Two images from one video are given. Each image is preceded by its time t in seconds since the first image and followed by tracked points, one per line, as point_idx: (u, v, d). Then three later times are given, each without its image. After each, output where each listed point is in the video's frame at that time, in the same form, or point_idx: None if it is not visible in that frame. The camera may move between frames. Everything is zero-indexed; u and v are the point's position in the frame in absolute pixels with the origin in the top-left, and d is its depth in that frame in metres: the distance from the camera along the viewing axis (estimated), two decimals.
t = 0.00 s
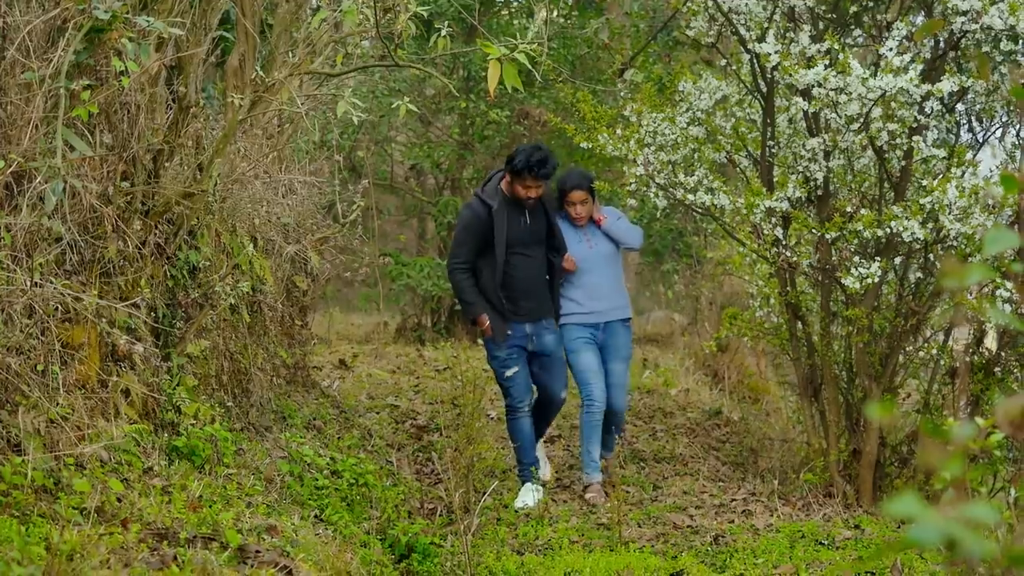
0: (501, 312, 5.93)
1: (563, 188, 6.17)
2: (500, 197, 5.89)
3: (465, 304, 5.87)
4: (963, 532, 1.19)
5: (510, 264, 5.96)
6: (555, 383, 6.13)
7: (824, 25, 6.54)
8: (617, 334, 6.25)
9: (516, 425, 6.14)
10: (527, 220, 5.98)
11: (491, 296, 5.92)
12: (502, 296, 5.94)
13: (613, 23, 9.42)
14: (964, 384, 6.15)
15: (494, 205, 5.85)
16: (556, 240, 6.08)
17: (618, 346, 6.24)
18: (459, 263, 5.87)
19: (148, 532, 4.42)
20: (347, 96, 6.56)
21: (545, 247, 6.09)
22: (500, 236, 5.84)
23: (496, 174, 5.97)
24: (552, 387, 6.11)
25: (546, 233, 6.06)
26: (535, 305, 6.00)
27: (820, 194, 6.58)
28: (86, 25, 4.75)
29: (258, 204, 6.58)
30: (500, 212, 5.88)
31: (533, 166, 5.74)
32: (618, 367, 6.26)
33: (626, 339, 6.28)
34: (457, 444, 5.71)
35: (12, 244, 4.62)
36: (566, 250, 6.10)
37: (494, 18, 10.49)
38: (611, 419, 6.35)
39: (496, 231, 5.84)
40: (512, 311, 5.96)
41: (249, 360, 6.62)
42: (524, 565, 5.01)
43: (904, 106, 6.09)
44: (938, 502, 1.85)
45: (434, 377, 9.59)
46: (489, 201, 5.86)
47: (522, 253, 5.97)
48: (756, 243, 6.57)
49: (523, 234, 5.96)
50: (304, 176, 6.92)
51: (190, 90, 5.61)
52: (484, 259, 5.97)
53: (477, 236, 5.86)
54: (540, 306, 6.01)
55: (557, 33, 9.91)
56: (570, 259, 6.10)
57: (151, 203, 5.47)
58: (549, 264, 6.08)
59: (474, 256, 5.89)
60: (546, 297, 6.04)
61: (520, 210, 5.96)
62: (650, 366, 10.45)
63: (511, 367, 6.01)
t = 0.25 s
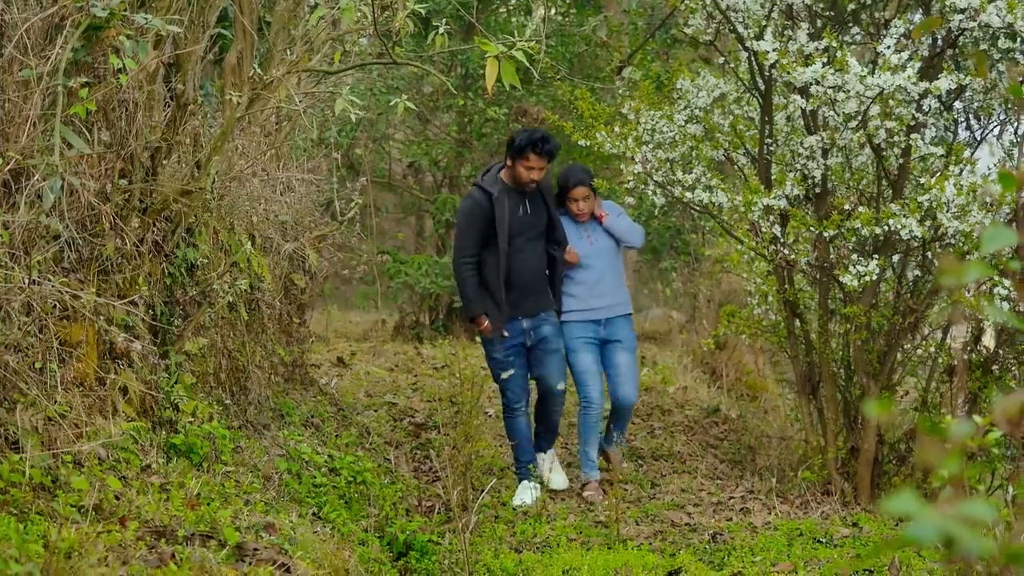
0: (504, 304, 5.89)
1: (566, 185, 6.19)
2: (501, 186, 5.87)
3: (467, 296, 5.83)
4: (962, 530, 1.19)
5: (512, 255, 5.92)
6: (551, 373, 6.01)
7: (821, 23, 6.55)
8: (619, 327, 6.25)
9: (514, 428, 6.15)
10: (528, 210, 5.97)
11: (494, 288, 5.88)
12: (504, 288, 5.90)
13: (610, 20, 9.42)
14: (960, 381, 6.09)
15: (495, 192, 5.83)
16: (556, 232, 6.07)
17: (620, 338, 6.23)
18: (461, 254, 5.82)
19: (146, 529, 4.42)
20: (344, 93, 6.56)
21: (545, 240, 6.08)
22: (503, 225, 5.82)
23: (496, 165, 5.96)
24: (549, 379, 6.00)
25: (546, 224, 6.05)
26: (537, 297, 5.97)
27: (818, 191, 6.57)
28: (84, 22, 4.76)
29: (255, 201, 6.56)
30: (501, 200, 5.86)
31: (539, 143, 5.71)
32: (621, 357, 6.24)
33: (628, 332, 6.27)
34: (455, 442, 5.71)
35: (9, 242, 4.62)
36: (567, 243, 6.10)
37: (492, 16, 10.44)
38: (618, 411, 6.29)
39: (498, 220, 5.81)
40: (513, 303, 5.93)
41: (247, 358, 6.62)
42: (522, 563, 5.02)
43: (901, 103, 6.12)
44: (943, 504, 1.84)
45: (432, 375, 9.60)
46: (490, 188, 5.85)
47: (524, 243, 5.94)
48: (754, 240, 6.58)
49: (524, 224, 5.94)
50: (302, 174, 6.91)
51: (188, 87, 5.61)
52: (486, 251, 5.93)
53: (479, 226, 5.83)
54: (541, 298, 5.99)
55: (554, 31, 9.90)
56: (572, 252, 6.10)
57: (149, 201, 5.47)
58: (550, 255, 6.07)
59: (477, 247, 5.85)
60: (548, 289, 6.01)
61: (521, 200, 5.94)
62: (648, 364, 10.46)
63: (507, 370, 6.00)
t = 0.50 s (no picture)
0: (507, 301, 5.87)
1: (570, 179, 6.17)
2: (502, 182, 5.87)
3: (470, 294, 5.81)
4: (959, 527, 1.20)
5: (515, 252, 5.91)
6: (546, 370, 5.98)
7: (820, 21, 6.56)
8: (621, 321, 6.23)
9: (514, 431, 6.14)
10: (530, 206, 5.96)
11: (497, 286, 5.86)
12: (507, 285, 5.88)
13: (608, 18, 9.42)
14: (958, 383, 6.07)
15: (496, 188, 5.83)
16: (558, 228, 6.06)
17: (623, 331, 6.21)
18: (463, 251, 5.82)
19: (144, 527, 4.42)
20: (343, 91, 6.56)
21: (547, 236, 6.07)
22: (504, 221, 5.81)
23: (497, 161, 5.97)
24: (544, 376, 5.98)
25: (548, 221, 6.04)
26: (541, 294, 5.94)
27: (816, 189, 6.58)
28: (82, 20, 4.76)
29: (253, 199, 6.56)
30: (502, 196, 5.85)
31: (542, 130, 5.76)
32: (624, 350, 6.21)
33: (632, 326, 6.25)
34: (453, 440, 5.71)
35: (7, 239, 4.61)
36: (569, 240, 6.09)
37: (490, 13, 10.45)
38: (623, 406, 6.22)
39: (500, 215, 5.81)
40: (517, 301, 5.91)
41: (246, 355, 6.62)
42: (520, 560, 5.02)
43: (899, 101, 6.10)
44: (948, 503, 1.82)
45: (430, 372, 9.60)
46: (491, 184, 5.85)
47: (526, 239, 5.93)
48: (752, 238, 6.59)
49: (527, 220, 5.93)
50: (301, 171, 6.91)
51: (186, 85, 5.61)
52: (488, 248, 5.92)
53: (481, 222, 5.83)
54: (545, 295, 5.96)
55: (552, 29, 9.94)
56: (574, 249, 6.09)
57: (147, 198, 5.47)
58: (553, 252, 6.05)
59: (479, 244, 5.84)
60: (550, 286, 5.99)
61: (523, 196, 5.94)
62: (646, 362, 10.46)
63: (507, 370, 5.97)
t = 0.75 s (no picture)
0: (512, 305, 5.85)
1: (578, 179, 6.13)
2: (506, 184, 5.87)
3: (474, 297, 5.76)
4: (958, 525, 1.20)
5: (519, 255, 5.89)
6: (544, 374, 6.02)
7: (819, 20, 6.56)
8: (627, 325, 6.19)
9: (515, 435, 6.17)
10: (534, 210, 5.96)
11: (501, 289, 5.83)
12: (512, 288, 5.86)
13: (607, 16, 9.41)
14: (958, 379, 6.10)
15: (500, 190, 5.83)
16: (562, 232, 6.05)
17: (628, 336, 6.18)
18: (467, 253, 5.79)
19: (143, 526, 4.41)
20: (342, 90, 6.56)
21: (551, 239, 6.05)
22: (508, 223, 5.80)
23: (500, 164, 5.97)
24: (542, 380, 6.01)
25: (552, 225, 6.03)
26: (544, 298, 5.93)
27: (815, 187, 6.57)
28: (81, 19, 4.76)
29: (252, 198, 6.56)
30: (506, 198, 5.84)
31: (550, 128, 5.76)
32: (627, 355, 6.18)
33: (637, 330, 6.21)
34: (452, 439, 5.71)
35: (6, 238, 4.61)
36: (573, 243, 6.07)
37: (489, 12, 10.45)
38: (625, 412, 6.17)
39: (504, 218, 5.80)
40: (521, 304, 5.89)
41: (245, 354, 6.61)
42: (519, 559, 5.02)
43: (898, 100, 6.09)
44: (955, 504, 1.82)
45: (429, 371, 9.60)
46: (495, 187, 5.84)
47: (530, 243, 5.92)
48: (751, 237, 6.59)
49: (531, 223, 5.92)
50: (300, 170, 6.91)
51: (185, 84, 5.61)
52: (492, 252, 5.90)
53: (486, 225, 5.80)
54: (548, 299, 5.95)
55: (551, 28, 9.94)
56: (577, 252, 6.06)
57: (146, 197, 5.47)
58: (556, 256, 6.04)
59: (483, 247, 5.81)
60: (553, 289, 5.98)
61: (527, 199, 5.94)
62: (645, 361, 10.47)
63: (508, 374, 5.98)
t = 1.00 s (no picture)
0: (517, 304, 5.79)
1: (591, 180, 6.18)
2: (512, 183, 5.83)
3: (480, 296, 5.73)
4: (957, 522, 1.20)
5: (524, 254, 5.85)
6: (545, 380, 5.95)
7: (818, 18, 6.55)
8: (635, 332, 6.16)
9: (515, 438, 6.12)
10: (541, 209, 5.92)
11: (507, 288, 5.79)
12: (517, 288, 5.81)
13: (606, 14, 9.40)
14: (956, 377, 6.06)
15: (506, 188, 5.79)
16: (568, 232, 6.01)
17: (635, 343, 6.15)
18: (473, 251, 5.75)
19: (142, 524, 4.41)
20: (341, 88, 6.55)
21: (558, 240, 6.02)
22: (515, 222, 5.76)
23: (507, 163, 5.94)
24: (543, 386, 5.95)
25: (559, 224, 5.99)
26: (550, 298, 5.88)
27: (814, 185, 6.56)
28: (80, 17, 4.75)
29: (251, 196, 6.56)
30: (512, 196, 5.81)
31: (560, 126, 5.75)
32: (634, 362, 6.15)
33: (645, 337, 6.18)
34: (451, 437, 5.71)
35: (5, 236, 4.61)
36: (580, 245, 6.04)
37: (488, 10, 10.45)
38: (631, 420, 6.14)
39: (510, 216, 5.75)
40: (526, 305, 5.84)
41: (244, 352, 6.61)
42: (518, 558, 5.02)
43: (897, 98, 6.08)
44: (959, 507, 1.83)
45: (428, 369, 9.60)
46: (501, 184, 5.80)
47: (536, 243, 5.88)
48: (750, 235, 6.59)
49: (537, 223, 5.88)
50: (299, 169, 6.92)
51: (184, 82, 5.60)
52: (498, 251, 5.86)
53: (492, 223, 5.77)
54: (554, 299, 5.90)
55: (550, 25, 9.95)
56: (585, 254, 6.03)
57: (145, 195, 5.46)
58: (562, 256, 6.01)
59: (489, 245, 5.78)
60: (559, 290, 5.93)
61: (534, 198, 5.91)
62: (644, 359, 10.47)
63: (509, 377, 5.91)
